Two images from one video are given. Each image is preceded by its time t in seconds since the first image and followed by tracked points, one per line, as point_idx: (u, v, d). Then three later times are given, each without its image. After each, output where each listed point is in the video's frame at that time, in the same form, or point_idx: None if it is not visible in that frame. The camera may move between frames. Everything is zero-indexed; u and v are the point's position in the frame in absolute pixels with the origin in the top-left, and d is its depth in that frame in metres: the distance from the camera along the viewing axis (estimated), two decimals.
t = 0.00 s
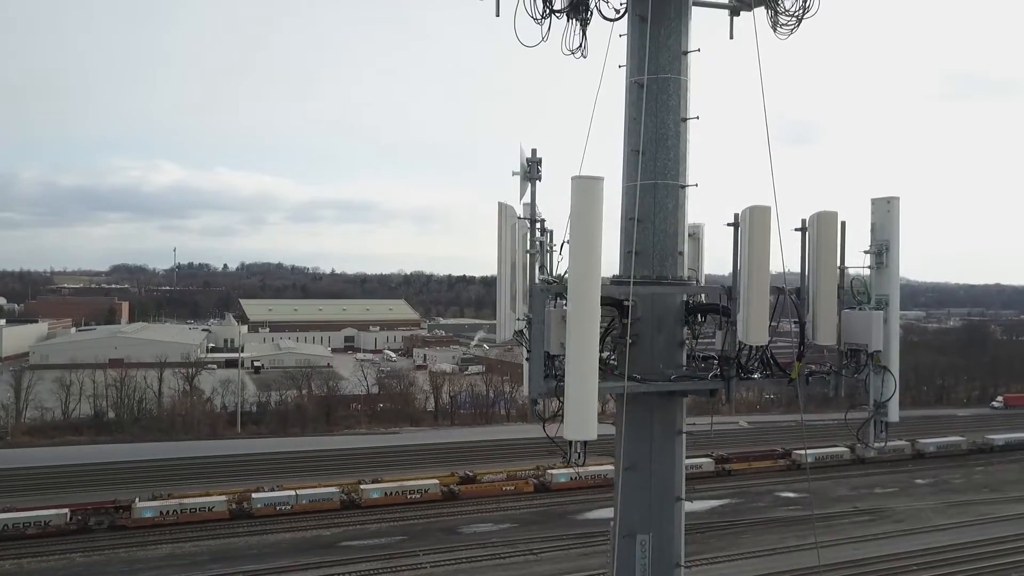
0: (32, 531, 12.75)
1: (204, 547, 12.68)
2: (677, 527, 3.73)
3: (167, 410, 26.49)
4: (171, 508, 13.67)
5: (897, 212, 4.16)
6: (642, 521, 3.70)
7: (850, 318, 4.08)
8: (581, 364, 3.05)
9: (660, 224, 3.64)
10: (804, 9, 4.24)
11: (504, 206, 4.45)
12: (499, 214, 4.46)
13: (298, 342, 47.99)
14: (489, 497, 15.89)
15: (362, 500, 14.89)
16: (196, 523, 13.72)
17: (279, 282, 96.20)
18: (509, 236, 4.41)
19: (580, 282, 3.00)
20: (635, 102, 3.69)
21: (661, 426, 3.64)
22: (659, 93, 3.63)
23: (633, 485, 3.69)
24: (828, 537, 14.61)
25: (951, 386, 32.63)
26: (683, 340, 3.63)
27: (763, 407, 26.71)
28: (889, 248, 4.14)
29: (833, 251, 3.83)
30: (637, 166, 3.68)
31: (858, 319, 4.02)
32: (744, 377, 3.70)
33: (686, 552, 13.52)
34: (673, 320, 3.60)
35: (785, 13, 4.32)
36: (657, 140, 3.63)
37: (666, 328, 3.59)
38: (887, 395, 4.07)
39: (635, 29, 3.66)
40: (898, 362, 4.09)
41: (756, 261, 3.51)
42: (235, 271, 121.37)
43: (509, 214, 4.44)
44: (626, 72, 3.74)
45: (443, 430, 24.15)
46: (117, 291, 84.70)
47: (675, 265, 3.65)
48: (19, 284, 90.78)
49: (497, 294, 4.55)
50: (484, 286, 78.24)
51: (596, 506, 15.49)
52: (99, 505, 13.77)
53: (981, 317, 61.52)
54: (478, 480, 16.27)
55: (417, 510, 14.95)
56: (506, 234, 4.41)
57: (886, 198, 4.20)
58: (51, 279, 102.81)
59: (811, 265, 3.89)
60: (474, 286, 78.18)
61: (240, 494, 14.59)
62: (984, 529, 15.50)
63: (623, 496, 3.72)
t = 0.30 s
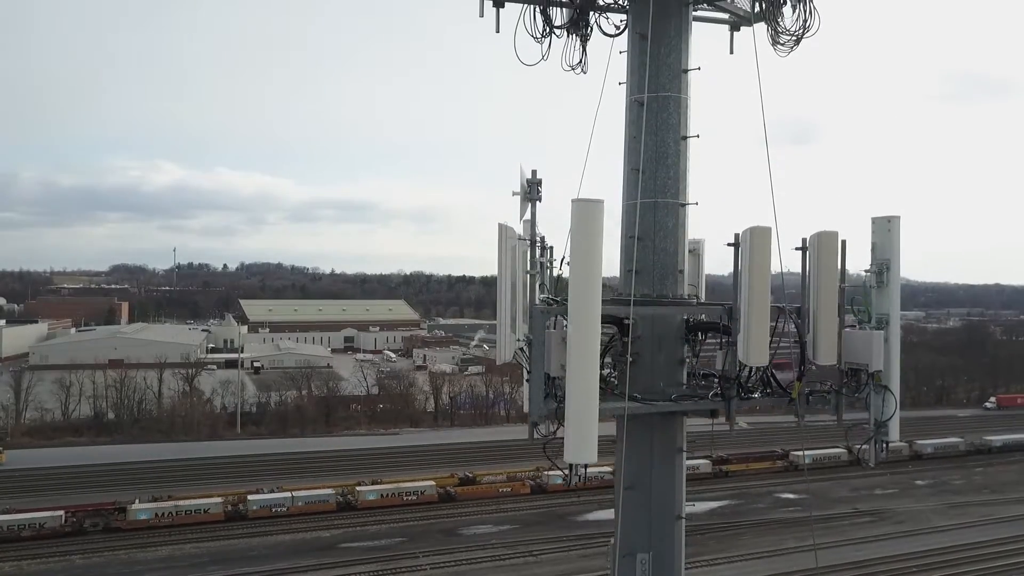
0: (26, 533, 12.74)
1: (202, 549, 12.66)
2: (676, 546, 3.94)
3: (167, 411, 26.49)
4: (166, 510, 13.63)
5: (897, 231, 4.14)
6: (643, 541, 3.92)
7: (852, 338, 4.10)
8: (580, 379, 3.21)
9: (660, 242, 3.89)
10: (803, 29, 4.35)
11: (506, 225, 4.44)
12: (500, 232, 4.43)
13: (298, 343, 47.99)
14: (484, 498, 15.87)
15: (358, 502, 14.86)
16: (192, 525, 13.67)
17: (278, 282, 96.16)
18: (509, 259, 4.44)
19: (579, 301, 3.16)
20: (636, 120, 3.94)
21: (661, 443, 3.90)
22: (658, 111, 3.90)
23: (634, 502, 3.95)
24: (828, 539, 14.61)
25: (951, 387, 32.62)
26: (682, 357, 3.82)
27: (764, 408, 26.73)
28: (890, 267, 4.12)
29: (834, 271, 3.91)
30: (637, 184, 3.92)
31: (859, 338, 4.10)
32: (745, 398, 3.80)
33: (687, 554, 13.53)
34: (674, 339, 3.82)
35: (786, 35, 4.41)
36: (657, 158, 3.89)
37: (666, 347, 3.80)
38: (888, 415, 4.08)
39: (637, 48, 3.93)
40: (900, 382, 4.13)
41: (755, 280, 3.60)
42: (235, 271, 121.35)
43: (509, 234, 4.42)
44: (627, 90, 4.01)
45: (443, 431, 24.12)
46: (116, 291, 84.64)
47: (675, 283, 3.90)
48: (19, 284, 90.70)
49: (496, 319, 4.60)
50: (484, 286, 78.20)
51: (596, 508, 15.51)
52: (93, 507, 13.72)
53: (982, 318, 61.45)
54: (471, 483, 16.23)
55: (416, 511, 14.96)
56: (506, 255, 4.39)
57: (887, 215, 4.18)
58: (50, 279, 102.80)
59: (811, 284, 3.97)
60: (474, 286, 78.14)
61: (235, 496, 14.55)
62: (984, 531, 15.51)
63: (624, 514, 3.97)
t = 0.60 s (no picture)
0: (21, 536, 12.70)
1: (201, 551, 12.67)
2: (675, 562, 4.12)
3: (166, 412, 26.46)
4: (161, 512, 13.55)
5: (898, 251, 4.11)
6: (643, 562, 4.08)
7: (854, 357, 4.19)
8: (581, 399, 3.24)
9: (660, 262, 4.04)
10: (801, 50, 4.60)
11: (505, 248, 4.45)
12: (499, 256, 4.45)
13: (297, 343, 47.94)
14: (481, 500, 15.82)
15: (353, 503, 14.81)
16: (188, 527, 13.63)
17: (278, 282, 96.11)
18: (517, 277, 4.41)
19: (580, 323, 3.18)
20: (638, 140, 4.09)
21: (663, 463, 4.05)
22: (658, 130, 4.04)
23: (635, 520, 4.10)
24: (828, 540, 14.61)
25: (950, 387, 32.63)
26: (682, 377, 3.95)
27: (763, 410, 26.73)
28: (890, 287, 4.12)
29: (836, 293, 3.94)
30: (638, 203, 4.06)
31: (860, 359, 4.17)
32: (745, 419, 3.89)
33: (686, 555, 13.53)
34: (674, 358, 3.95)
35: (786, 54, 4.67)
36: (656, 178, 4.03)
37: (665, 366, 3.93)
38: (888, 434, 4.14)
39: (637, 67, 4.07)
40: (901, 402, 4.18)
41: (757, 303, 3.63)
42: (234, 271, 121.29)
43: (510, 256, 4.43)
44: (628, 108, 4.15)
45: (441, 433, 24.08)
46: (115, 292, 84.56)
47: (674, 302, 4.04)
48: (19, 284, 90.59)
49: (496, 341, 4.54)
50: (483, 286, 78.18)
51: (595, 510, 15.51)
52: (89, 508, 13.66)
53: (982, 318, 61.48)
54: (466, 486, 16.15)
55: (415, 513, 14.96)
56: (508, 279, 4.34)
57: (888, 235, 4.15)
58: (49, 279, 102.75)
59: (813, 305, 4.02)
60: (474, 286, 78.07)
61: (231, 497, 14.48)
62: (983, 532, 15.51)
63: (624, 533, 4.11)
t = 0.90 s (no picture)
0: (16, 538, 12.68)
1: (202, 552, 12.68)
2: None
3: (166, 413, 26.45)
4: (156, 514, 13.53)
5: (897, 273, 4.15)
6: None
7: (853, 379, 4.24)
8: (582, 423, 3.26)
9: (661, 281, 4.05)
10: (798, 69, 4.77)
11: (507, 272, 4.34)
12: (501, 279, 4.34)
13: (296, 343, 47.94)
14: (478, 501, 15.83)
15: (349, 505, 14.81)
16: (184, 530, 13.60)
17: (277, 282, 96.12)
18: (521, 300, 4.41)
19: (581, 348, 3.20)
20: (638, 159, 4.10)
21: (663, 483, 4.08)
22: (658, 150, 4.07)
23: (635, 541, 4.11)
24: (828, 542, 14.61)
25: (949, 388, 32.64)
26: (683, 398, 3.99)
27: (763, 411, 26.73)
28: (890, 308, 4.17)
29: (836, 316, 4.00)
30: (639, 222, 4.07)
31: (860, 382, 4.22)
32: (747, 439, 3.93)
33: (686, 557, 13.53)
34: (675, 379, 3.98)
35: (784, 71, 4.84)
36: (657, 197, 4.04)
37: (666, 387, 3.96)
38: (890, 455, 4.20)
39: (638, 87, 4.10)
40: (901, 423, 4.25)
41: (757, 326, 3.68)
42: (234, 271, 121.30)
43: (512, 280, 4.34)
44: (629, 127, 4.17)
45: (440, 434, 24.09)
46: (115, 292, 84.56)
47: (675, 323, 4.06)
48: (18, 284, 90.58)
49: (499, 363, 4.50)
50: (483, 286, 78.21)
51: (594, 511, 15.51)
52: (84, 510, 13.65)
53: (981, 318, 61.61)
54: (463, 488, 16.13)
55: (414, 514, 14.96)
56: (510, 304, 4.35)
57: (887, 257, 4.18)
58: (49, 279, 102.74)
59: (814, 329, 4.06)
60: (473, 286, 78.07)
61: (226, 500, 14.46)
62: (983, 533, 15.51)
63: (625, 554, 4.12)
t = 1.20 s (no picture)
0: (11, 540, 12.66)
1: (201, 554, 12.68)
2: None
3: (166, 414, 26.42)
4: (151, 516, 13.50)
5: (898, 296, 4.12)
6: None
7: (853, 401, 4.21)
8: (582, 449, 3.25)
9: (662, 301, 4.04)
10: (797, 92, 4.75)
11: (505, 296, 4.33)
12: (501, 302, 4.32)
13: (296, 343, 47.95)
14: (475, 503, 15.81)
15: (346, 508, 14.78)
16: (180, 532, 13.59)
17: (276, 282, 96.02)
18: (521, 322, 4.44)
19: (580, 376, 3.19)
20: (639, 181, 4.09)
21: (663, 505, 4.08)
22: (658, 170, 4.06)
23: (635, 561, 4.12)
24: (827, 543, 14.59)
25: (948, 389, 32.63)
26: (684, 419, 3.98)
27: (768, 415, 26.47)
28: (892, 330, 4.14)
29: (837, 340, 3.97)
30: (639, 243, 4.05)
31: (861, 404, 4.18)
32: (746, 463, 3.93)
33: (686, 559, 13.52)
34: (675, 402, 3.98)
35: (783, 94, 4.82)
36: (657, 218, 4.03)
37: (667, 409, 3.97)
38: (890, 478, 4.19)
39: (638, 109, 4.08)
40: (901, 446, 4.22)
41: (757, 352, 3.66)
42: (233, 271, 121.23)
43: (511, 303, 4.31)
44: (628, 148, 4.15)
45: (439, 435, 24.08)
46: (114, 292, 84.47)
47: (677, 344, 4.04)
48: (17, 285, 90.49)
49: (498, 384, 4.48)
50: (483, 286, 78.13)
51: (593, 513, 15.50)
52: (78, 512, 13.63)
53: (982, 319, 61.58)
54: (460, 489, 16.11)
55: (414, 516, 14.95)
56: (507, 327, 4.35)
57: (889, 279, 4.14)
58: (48, 279, 102.71)
59: (816, 353, 4.02)
60: (472, 286, 78.04)
61: (221, 502, 14.43)
62: (983, 535, 15.50)
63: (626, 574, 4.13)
